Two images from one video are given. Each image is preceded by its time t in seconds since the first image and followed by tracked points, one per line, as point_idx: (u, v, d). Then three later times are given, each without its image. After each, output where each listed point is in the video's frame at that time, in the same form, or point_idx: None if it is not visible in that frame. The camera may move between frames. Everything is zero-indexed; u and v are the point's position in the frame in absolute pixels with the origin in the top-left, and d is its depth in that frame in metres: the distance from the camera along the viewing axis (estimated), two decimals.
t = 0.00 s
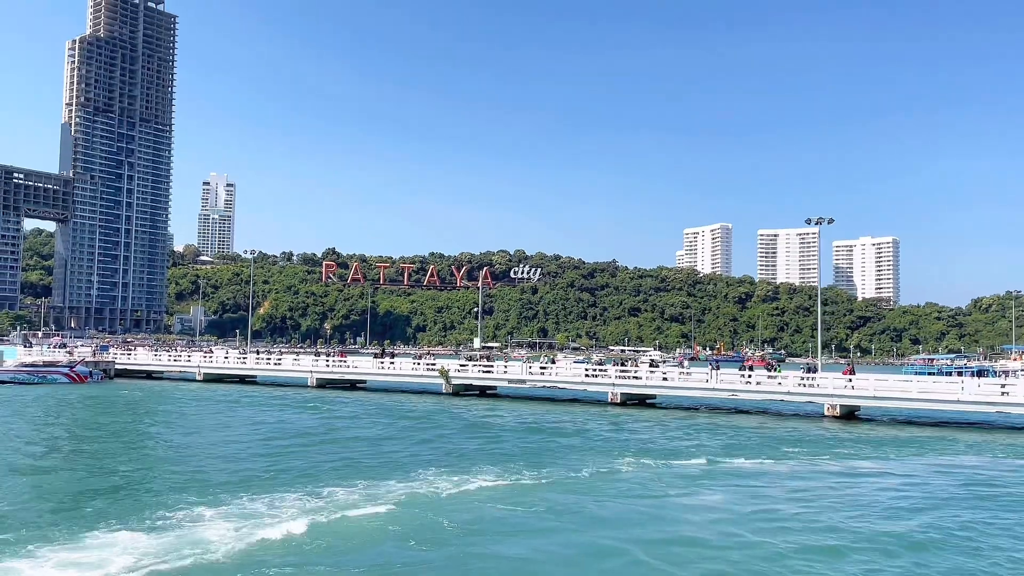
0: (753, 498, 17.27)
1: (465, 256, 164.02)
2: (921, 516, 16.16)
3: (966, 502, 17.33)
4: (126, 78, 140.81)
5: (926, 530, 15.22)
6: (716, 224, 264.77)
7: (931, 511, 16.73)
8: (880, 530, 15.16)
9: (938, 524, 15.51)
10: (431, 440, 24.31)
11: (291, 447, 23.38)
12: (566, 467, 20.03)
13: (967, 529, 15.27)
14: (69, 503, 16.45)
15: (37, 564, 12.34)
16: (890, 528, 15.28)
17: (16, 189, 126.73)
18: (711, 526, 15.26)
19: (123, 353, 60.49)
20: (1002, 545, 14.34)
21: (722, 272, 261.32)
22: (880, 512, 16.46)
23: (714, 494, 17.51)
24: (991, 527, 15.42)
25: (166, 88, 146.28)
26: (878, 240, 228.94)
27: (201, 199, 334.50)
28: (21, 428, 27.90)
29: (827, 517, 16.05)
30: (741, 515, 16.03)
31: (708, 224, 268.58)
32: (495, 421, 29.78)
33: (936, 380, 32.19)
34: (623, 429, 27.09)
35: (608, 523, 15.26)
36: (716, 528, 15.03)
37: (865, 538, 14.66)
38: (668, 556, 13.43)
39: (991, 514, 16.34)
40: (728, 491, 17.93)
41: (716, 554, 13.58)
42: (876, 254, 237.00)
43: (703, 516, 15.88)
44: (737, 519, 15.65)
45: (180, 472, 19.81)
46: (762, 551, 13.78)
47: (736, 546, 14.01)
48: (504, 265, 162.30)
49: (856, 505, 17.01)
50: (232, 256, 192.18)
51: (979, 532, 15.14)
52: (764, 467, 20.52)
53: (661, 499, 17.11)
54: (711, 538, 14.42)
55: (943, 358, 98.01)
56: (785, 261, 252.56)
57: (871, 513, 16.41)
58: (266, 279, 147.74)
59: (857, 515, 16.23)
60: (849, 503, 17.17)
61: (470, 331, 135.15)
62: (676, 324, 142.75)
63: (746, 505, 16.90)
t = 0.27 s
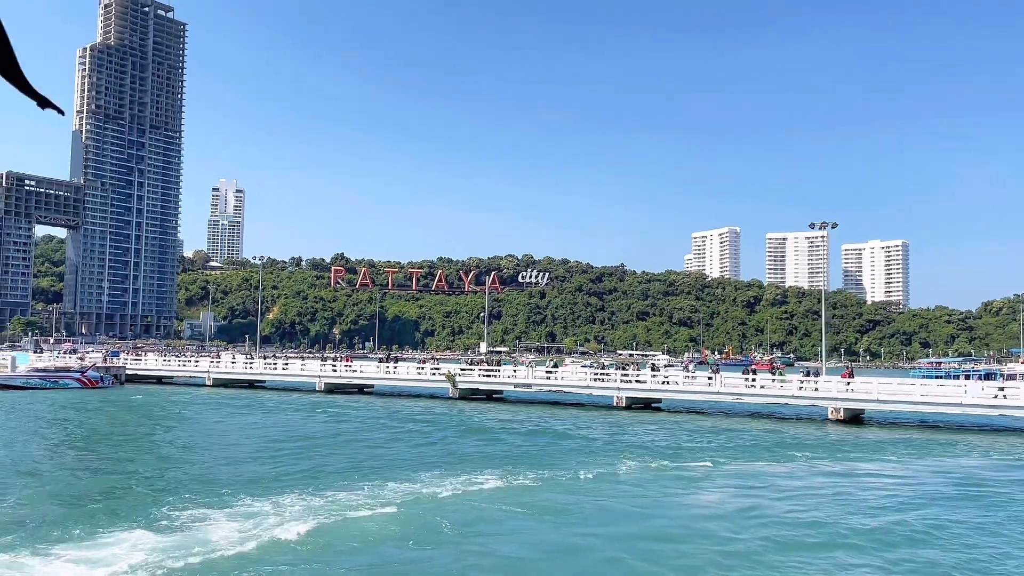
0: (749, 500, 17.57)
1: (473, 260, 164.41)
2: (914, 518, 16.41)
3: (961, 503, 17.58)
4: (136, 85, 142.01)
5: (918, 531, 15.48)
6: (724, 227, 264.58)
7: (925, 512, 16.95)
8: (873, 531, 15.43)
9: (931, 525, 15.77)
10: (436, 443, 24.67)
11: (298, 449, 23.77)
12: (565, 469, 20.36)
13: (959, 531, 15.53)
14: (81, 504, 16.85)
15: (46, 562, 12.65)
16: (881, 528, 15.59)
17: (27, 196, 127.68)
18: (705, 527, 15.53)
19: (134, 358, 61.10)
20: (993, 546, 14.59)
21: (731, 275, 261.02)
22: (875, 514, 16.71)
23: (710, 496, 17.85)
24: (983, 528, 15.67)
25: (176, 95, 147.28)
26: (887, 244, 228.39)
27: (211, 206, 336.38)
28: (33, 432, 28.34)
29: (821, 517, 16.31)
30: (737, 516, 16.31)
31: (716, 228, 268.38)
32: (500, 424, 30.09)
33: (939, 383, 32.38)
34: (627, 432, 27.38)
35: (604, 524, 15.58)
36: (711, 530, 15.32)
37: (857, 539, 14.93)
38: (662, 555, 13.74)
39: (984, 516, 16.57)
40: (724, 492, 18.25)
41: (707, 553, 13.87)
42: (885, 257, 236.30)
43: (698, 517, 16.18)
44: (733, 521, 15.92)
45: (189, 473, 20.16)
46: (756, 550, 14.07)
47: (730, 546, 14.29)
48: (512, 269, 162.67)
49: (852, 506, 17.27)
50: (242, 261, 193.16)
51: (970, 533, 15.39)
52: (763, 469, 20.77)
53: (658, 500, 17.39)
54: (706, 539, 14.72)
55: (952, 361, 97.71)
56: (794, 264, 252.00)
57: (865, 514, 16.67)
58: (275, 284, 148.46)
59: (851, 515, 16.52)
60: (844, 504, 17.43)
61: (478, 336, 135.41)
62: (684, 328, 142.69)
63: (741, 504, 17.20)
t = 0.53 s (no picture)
0: (745, 499, 17.72)
1: (481, 264, 164.67)
2: (908, 517, 16.55)
3: (956, 503, 17.71)
4: (145, 91, 142.95)
5: (911, 530, 15.62)
6: (733, 230, 264.16)
7: (920, 511, 17.09)
8: (865, 529, 15.61)
9: (923, 525, 15.93)
10: (439, 445, 24.90)
11: (302, 451, 24.06)
12: (566, 470, 20.55)
13: (952, 529, 15.67)
14: (87, 503, 17.14)
15: (48, 558, 12.95)
16: (875, 527, 15.68)
17: (38, 202, 128.60)
18: (700, 526, 15.71)
19: (143, 362, 61.64)
20: (984, 544, 14.73)
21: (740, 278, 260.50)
22: (870, 512, 16.83)
23: (706, 496, 18.03)
24: (973, 526, 15.85)
25: (185, 100, 148.22)
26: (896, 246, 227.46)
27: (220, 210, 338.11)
28: (43, 435, 28.73)
29: (815, 516, 16.49)
30: (731, 516, 16.49)
31: (724, 230, 267.99)
32: (504, 427, 30.32)
33: (942, 385, 32.45)
34: (629, 434, 27.58)
35: (601, 522, 15.77)
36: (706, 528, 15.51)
37: (849, 537, 15.09)
38: (656, 553, 13.92)
39: (977, 515, 16.71)
40: (722, 492, 18.40)
41: (700, 552, 14.01)
42: (895, 259, 235.42)
43: (694, 516, 16.35)
44: (726, 520, 16.11)
45: (194, 474, 20.46)
46: (747, 549, 14.26)
47: (723, 544, 14.49)
48: (520, 272, 162.88)
49: (847, 505, 17.42)
50: (251, 266, 193.96)
51: (963, 532, 15.53)
52: (762, 469, 20.93)
53: (655, 500, 17.58)
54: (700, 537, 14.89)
55: (962, 364, 97.28)
56: (803, 266, 251.29)
57: (859, 513, 16.83)
58: (284, 288, 149.07)
59: (845, 514, 16.67)
60: (839, 503, 17.58)
61: (486, 340, 135.56)
62: (693, 331, 142.48)
63: (737, 504, 17.32)
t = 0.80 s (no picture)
0: (741, 497, 17.93)
1: (489, 266, 164.96)
2: (902, 513, 16.76)
3: (951, 500, 17.88)
4: (155, 96, 143.91)
5: (903, 526, 15.83)
6: (742, 231, 263.72)
7: (914, 508, 17.28)
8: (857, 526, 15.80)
9: (916, 521, 16.13)
10: (443, 445, 25.20)
11: (308, 451, 24.43)
12: (566, 469, 20.80)
13: (943, 524, 15.89)
14: (97, 501, 17.52)
15: (56, 551, 13.34)
16: (868, 524, 15.85)
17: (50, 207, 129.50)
18: (695, 522, 15.94)
19: (154, 366, 62.18)
20: (974, 540, 14.94)
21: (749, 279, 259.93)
22: (864, 509, 17.06)
23: (703, 494, 18.26)
24: (966, 523, 16.03)
25: (195, 105, 149.21)
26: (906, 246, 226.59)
27: (229, 214, 339.80)
28: (54, 436, 29.16)
29: (809, 513, 16.70)
30: (726, 512, 16.71)
31: (733, 231, 267.52)
32: (508, 428, 30.60)
33: (945, 386, 32.58)
34: (632, 435, 27.81)
35: (598, 519, 16.02)
36: (700, 525, 15.74)
37: (842, 533, 15.29)
38: (651, 549, 14.17)
39: (970, 512, 16.90)
40: (719, 491, 18.62)
41: (692, 549, 14.21)
42: (905, 260, 234.53)
43: (690, 513, 16.56)
44: (721, 517, 16.34)
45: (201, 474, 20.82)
46: (740, 544, 14.51)
47: (717, 540, 14.73)
48: (528, 275, 163.10)
49: (841, 503, 17.63)
50: (261, 270, 194.95)
51: (955, 528, 15.73)
52: (760, 468, 21.12)
53: (653, 498, 17.82)
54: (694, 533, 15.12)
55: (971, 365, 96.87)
56: (813, 268, 250.60)
57: (853, 509, 17.03)
58: (293, 291, 149.77)
59: (839, 511, 16.87)
60: (835, 501, 17.76)
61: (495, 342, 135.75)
62: (702, 332, 142.34)
63: (732, 502, 17.53)
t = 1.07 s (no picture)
0: (736, 494, 18.10)
1: (498, 268, 165.34)
2: (895, 509, 16.92)
3: (944, 497, 18.02)
4: (165, 100, 144.92)
5: (895, 521, 15.98)
6: (751, 231, 263.24)
7: (907, 504, 17.43)
8: (849, 520, 16.02)
9: (908, 516, 16.27)
10: (446, 445, 25.46)
11: (313, 451, 24.75)
12: (563, 469, 20.97)
13: (934, 520, 16.05)
14: (104, 499, 17.86)
15: (63, 547, 13.67)
16: (862, 520, 16.00)
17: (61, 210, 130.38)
18: (689, 518, 16.13)
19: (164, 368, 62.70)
20: (964, 534, 15.08)
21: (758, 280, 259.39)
22: (857, 505, 17.23)
23: (699, 491, 18.44)
24: (958, 518, 16.17)
25: (204, 108, 150.21)
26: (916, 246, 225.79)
27: (239, 217, 341.45)
28: (64, 437, 29.58)
29: (802, 509, 16.87)
30: (720, 508, 16.93)
31: (742, 231, 267.10)
32: (511, 428, 30.86)
33: (948, 385, 32.70)
34: (635, 435, 28.04)
35: (594, 515, 16.23)
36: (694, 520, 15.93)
37: (833, 528, 15.47)
38: (644, 543, 14.38)
39: (962, 508, 17.05)
40: (716, 489, 18.79)
41: (684, 544, 14.41)
42: (915, 260, 233.68)
43: (685, 510, 16.75)
44: (715, 513, 16.56)
45: (207, 474, 21.15)
46: (731, 538, 14.71)
47: (709, 534, 14.93)
48: (536, 276, 163.40)
49: (835, 499, 17.79)
50: (270, 272, 195.79)
51: (946, 523, 15.88)
52: (758, 467, 21.29)
53: (649, 495, 18.02)
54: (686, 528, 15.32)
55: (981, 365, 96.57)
56: (822, 268, 249.98)
57: (846, 506, 17.18)
58: (303, 293, 150.56)
59: (832, 507, 17.02)
60: (829, 497, 17.93)
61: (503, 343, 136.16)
62: (711, 333, 142.34)
63: (729, 499, 17.69)
